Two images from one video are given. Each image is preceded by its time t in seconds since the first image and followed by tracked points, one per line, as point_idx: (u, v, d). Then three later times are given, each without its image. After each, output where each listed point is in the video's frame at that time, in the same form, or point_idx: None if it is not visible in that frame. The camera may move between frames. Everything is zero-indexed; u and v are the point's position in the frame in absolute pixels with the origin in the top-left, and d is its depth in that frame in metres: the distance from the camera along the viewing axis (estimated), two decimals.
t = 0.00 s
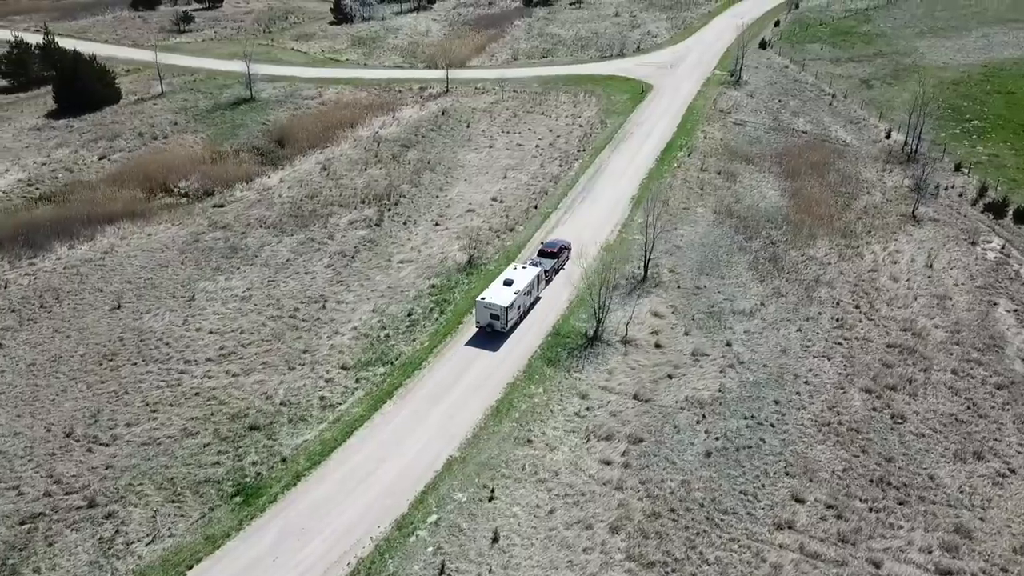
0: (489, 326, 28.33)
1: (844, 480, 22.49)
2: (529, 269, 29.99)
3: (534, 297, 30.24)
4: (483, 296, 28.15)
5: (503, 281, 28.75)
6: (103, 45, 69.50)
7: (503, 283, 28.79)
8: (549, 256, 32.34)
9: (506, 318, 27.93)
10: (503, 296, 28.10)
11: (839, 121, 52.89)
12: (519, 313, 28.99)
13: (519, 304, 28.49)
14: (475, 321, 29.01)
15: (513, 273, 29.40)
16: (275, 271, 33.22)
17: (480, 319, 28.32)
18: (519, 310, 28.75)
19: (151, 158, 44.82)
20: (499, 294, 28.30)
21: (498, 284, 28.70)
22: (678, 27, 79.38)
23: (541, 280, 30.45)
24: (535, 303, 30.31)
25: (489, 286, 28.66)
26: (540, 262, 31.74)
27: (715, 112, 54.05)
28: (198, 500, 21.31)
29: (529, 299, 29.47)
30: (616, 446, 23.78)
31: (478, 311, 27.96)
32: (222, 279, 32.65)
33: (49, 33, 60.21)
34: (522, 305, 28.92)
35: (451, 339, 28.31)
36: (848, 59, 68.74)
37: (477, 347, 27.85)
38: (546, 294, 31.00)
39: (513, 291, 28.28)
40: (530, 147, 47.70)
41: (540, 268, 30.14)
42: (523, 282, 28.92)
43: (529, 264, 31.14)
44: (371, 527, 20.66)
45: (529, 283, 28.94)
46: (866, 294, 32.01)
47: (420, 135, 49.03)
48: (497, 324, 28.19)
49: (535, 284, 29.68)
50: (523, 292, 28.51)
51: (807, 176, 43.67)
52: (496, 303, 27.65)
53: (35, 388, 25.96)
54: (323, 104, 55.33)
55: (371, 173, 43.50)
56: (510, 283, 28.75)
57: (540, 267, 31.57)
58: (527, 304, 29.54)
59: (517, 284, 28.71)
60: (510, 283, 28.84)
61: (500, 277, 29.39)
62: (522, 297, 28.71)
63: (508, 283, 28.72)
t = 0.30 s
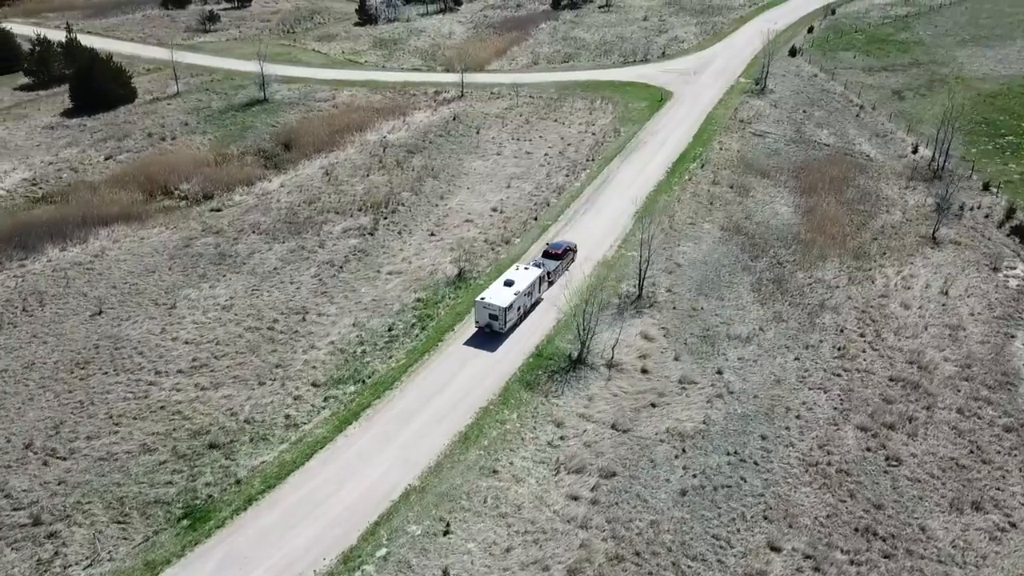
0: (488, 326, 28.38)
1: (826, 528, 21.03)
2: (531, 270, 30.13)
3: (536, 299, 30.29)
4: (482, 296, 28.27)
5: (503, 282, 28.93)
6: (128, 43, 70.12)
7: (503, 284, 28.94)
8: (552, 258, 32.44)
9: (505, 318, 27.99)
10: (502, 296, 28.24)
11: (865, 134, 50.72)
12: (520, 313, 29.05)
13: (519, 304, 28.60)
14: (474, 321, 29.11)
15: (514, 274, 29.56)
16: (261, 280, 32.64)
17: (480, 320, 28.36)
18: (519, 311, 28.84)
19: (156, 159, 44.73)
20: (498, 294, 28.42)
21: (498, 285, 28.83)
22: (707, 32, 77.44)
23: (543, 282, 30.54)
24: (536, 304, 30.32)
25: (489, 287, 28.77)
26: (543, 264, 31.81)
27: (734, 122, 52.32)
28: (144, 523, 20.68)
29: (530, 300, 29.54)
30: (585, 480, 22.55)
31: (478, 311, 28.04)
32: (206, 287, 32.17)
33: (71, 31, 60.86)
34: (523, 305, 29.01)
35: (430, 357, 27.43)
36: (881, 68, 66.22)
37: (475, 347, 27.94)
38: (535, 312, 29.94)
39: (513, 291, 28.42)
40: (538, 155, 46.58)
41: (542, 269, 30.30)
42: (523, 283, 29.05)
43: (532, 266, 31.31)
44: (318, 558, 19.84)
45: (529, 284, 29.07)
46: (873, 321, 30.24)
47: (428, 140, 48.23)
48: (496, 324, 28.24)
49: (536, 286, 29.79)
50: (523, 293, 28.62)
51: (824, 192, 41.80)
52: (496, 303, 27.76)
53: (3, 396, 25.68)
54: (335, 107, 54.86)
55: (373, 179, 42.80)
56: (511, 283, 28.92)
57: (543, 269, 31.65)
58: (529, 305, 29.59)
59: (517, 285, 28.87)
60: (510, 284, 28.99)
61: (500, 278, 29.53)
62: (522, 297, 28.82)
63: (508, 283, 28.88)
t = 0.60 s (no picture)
0: (488, 326, 28.37)
1: None
2: (533, 272, 30.12)
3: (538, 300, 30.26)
4: (483, 297, 28.29)
5: (504, 282, 28.95)
6: (151, 43, 70.65)
7: (504, 285, 28.95)
8: (556, 259, 32.43)
9: (505, 319, 27.97)
10: (503, 297, 28.26)
11: (889, 146, 48.62)
12: (521, 314, 29.02)
13: (520, 305, 28.59)
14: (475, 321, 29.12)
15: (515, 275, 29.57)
16: (244, 288, 32.08)
17: (480, 320, 28.38)
18: (520, 312, 28.79)
19: (159, 161, 44.63)
20: (498, 295, 28.44)
21: (499, 286, 28.85)
22: (734, 38, 75.46)
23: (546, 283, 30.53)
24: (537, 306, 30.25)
25: (490, 288, 28.78)
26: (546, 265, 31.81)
27: (751, 132, 50.64)
28: (88, 544, 20.14)
29: (532, 301, 29.51)
30: (549, 514, 21.43)
31: (478, 311, 28.06)
32: (189, 294, 31.71)
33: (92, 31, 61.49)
34: (524, 306, 28.99)
35: (405, 374, 26.60)
36: (914, 78, 63.75)
37: (473, 346, 27.96)
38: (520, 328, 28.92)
39: (513, 291, 28.44)
40: (544, 164, 45.48)
41: (544, 270, 30.31)
42: (524, 284, 29.05)
43: (535, 267, 31.30)
44: None
45: (530, 285, 29.06)
46: (876, 350, 28.60)
47: (434, 146, 47.42)
48: (496, 325, 28.22)
49: (538, 287, 29.78)
50: (524, 294, 28.60)
51: (839, 208, 40.00)
52: (496, 303, 27.78)
53: None
54: (345, 110, 54.36)
55: (373, 186, 42.11)
56: (511, 284, 28.93)
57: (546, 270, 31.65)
58: (530, 307, 29.53)
59: (518, 286, 28.88)
60: (511, 285, 29.00)
61: (501, 280, 29.55)
62: (523, 299, 28.78)
63: (510, 284, 28.90)
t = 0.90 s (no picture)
0: (484, 325, 28.30)
1: None
2: (533, 271, 30.12)
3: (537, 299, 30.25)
4: (481, 296, 28.25)
5: (503, 281, 28.98)
6: (169, 41, 70.94)
7: (503, 284, 28.96)
8: (558, 259, 32.41)
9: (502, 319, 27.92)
10: (501, 296, 28.29)
11: (910, 158, 46.55)
12: (519, 314, 29.02)
13: (518, 305, 28.58)
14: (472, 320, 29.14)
15: (514, 275, 29.56)
16: (223, 295, 31.48)
17: (477, 319, 28.26)
18: (518, 312, 28.82)
19: (158, 162, 44.44)
20: (496, 294, 28.44)
21: (498, 285, 28.85)
22: (758, 43, 73.41)
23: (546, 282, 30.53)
24: (535, 306, 30.28)
25: (488, 287, 28.77)
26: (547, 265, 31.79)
27: (765, 141, 48.93)
28: (23, 564, 19.59)
29: (530, 301, 29.51)
30: (503, 550, 20.35)
31: (475, 309, 28.07)
32: (167, 300, 31.20)
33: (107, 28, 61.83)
34: (522, 306, 28.98)
35: (373, 393, 25.70)
36: (944, 86, 61.24)
37: (469, 345, 27.95)
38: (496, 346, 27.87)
39: (512, 291, 28.44)
40: (545, 172, 44.33)
41: (545, 270, 30.32)
42: (523, 284, 29.05)
43: (536, 266, 31.33)
44: None
45: (530, 285, 29.07)
46: (872, 379, 26.98)
47: (435, 151, 46.56)
48: (492, 324, 28.21)
49: (538, 286, 29.80)
50: (522, 294, 28.61)
51: (849, 224, 38.23)
52: (494, 302, 27.80)
53: None
54: (352, 112, 53.75)
55: (368, 190, 41.33)
56: (511, 284, 28.96)
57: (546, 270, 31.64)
58: (528, 306, 29.61)
59: (517, 285, 28.90)
60: (510, 284, 29.01)
61: (500, 279, 29.56)
62: (521, 298, 28.83)
63: (509, 283, 28.90)
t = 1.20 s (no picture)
0: (483, 325, 28.28)
1: None
2: (534, 272, 30.18)
3: (537, 300, 30.27)
4: (480, 295, 28.27)
5: (503, 281, 29.02)
6: (187, 40, 71.25)
7: (503, 284, 29.02)
8: (561, 260, 32.44)
9: (501, 319, 27.92)
10: (502, 296, 28.29)
11: (930, 172, 44.58)
12: (518, 315, 29.03)
13: (517, 305, 28.60)
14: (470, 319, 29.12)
15: (515, 275, 29.64)
16: (202, 303, 31.01)
17: (476, 318, 28.22)
18: (517, 312, 28.83)
19: (158, 163, 44.35)
20: (496, 294, 28.49)
21: (498, 286, 28.91)
22: (782, 48, 71.43)
23: (547, 283, 30.58)
24: (535, 306, 30.36)
25: (488, 287, 28.81)
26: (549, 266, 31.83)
27: (778, 151, 47.29)
28: None
29: (530, 301, 29.55)
30: None
31: (474, 309, 27.88)
32: (145, 306, 30.80)
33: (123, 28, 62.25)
34: (522, 306, 29.02)
35: (337, 412, 24.87)
36: (974, 96, 58.80)
37: (466, 345, 27.98)
38: (470, 363, 26.87)
39: (512, 291, 28.53)
40: (546, 180, 43.28)
41: (546, 271, 30.38)
42: (524, 284, 29.10)
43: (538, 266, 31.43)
44: None
45: (530, 285, 29.14)
46: (864, 411, 25.50)
47: (436, 157, 45.79)
48: (491, 324, 28.18)
49: (538, 287, 29.85)
50: (522, 294, 28.67)
51: (857, 242, 36.56)
52: (494, 301, 27.85)
53: None
54: (358, 115, 53.23)
55: (363, 196, 40.68)
56: (511, 284, 29.03)
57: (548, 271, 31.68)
58: (529, 306, 29.76)
59: (518, 286, 28.98)
60: (510, 284, 29.07)
61: (500, 279, 29.61)
62: (522, 298, 28.88)
63: (509, 283, 28.97)
